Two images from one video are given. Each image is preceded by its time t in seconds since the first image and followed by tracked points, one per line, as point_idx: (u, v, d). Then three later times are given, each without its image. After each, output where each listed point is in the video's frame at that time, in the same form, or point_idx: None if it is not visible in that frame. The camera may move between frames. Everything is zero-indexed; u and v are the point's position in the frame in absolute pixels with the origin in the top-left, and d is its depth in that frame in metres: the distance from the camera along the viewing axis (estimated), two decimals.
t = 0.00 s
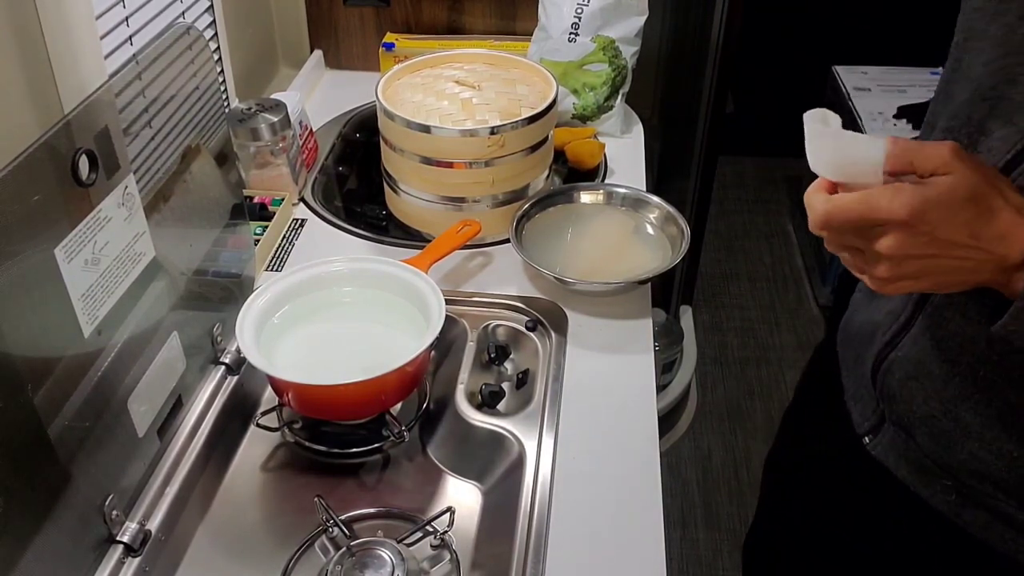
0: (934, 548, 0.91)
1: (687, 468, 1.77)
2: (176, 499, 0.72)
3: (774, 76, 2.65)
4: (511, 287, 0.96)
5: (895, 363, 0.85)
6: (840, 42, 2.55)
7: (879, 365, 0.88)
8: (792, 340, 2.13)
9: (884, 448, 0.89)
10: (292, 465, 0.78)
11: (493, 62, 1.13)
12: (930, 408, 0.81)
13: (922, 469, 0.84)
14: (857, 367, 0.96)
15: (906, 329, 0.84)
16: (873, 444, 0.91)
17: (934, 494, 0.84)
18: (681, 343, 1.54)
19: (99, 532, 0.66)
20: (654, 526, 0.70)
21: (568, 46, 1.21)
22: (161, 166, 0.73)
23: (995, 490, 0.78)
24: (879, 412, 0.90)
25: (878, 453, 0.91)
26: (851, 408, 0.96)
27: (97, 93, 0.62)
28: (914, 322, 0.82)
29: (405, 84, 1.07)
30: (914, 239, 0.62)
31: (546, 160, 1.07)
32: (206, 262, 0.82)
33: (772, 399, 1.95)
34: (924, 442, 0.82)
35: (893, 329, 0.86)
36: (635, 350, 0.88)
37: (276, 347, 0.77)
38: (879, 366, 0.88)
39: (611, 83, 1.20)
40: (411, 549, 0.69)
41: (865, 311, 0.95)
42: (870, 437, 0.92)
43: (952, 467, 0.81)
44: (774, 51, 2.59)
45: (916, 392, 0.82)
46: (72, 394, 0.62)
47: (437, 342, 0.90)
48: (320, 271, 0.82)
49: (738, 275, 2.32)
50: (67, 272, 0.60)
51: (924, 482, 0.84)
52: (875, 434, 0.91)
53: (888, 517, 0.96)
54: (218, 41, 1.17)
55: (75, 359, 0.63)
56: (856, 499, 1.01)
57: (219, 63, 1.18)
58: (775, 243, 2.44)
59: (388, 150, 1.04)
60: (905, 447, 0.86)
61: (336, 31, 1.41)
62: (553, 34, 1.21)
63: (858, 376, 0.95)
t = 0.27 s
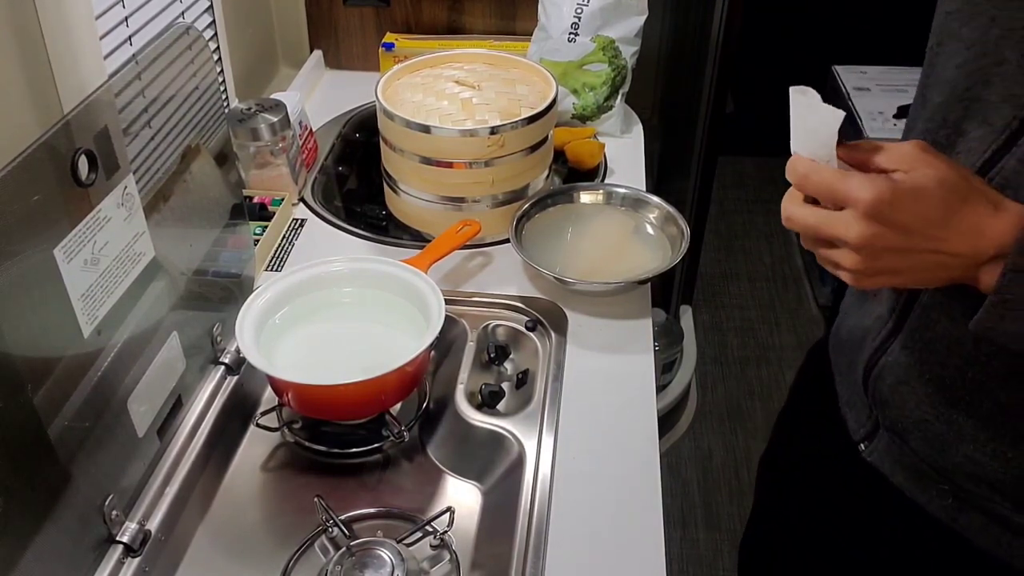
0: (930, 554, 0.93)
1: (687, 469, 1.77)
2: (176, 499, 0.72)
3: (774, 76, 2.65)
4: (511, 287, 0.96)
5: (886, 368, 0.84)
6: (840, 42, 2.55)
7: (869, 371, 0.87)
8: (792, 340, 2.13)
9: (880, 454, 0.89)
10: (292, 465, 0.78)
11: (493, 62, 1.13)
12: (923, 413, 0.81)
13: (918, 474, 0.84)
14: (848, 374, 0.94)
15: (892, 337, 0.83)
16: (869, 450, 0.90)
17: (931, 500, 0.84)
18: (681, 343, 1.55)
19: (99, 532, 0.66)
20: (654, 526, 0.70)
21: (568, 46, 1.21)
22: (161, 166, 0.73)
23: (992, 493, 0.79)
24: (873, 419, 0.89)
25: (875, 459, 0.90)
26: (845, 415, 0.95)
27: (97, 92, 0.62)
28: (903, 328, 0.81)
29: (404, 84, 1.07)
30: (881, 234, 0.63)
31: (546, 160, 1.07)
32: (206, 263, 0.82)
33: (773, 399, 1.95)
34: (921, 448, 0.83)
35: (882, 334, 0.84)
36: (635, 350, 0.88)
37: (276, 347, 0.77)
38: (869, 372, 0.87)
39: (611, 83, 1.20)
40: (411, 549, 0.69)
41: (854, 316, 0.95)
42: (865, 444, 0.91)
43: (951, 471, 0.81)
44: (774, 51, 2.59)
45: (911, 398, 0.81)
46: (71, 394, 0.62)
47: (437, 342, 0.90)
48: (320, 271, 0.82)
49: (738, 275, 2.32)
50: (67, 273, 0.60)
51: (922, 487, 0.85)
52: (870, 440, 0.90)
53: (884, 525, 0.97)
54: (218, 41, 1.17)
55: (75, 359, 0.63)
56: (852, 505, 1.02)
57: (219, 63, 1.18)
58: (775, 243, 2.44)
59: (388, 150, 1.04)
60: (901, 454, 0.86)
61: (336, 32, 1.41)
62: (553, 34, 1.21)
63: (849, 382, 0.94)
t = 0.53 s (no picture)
0: (929, 556, 0.93)
1: (687, 469, 1.77)
2: (176, 499, 0.72)
3: (774, 77, 2.65)
4: (511, 287, 0.96)
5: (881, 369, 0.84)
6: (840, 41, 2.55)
7: (866, 373, 0.87)
8: (792, 340, 2.13)
9: (877, 456, 0.89)
10: (292, 465, 0.78)
11: (493, 62, 1.13)
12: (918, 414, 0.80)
13: (915, 476, 0.84)
14: (845, 376, 0.94)
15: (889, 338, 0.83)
16: (866, 453, 0.90)
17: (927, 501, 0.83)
18: (681, 344, 1.55)
19: (99, 532, 0.66)
20: (654, 526, 0.70)
21: (568, 46, 1.21)
22: (161, 166, 0.73)
23: (991, 494, 0.78)
24: (870, 421, 0.89)
25: (872, 461, 0.90)
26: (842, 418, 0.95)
27: (97, 93, 0.62)
28: (898, 329, 0.82)
29: (405, 84, 1.07)
30: (865, 229, 0.63)
31: (546, 160, 1.07)
32: (206, 263, 0.82)
33: (773, 399, 1.95)
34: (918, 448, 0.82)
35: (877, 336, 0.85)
36: (635, 350, 0.88)
37: (276, 347, 0.77)
38: (867, 373, 0.87)
39: (611, 83, 1.20)
40: (411, 549, 0.69)
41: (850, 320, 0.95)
42: (862, 446, 0.91)
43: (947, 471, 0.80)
44: (774, 51, 2.59)
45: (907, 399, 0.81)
46: (72, 394, 0.62)
47: (437, 342, 0.90)
48: (320, 271, 0.83)
49: (738, 275, 2.32)
50: (67, 272, 0.60)
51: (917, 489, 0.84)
52: (867, 442, 0.90)
53: (883, 527, 0.97)
54: (218, 41, 1.17)
55: (75, 359, 0.63)
56: (851, 506, 1.01)
57: (219, 63, 1.18)
58: (775, 243, 2.44)
59: (388, 150, 1.04)
60: (898, 455, 0.85)
61: (336, 32, 1.41)
62: (553, 34, 1.21)
63: (847, 385, 0.94)
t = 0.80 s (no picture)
0: (929, 556, 0.93)
1: (687, 469, 1.77)
2: (176, 499, 0.72)
3: (775, 77, 2.65)
4: (511, 287, 0.96)
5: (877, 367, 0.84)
6: (840, 41, 2.55)
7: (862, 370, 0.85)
8: (792, 340, 2.13)
9: (876, 451, 0.89)
10: (292, 465, 0.78)
11: (493, 62, 1.13)
12: (913, 414, 0.80)
13: (916, 472, 0.84)
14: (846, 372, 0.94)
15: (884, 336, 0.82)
16: (865, 448, 0.90)
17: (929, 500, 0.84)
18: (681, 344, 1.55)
19: (99, 532, 0.66)
20: (654, 526, 0.70)
21: (568, 46, 1.21)
22: (161, 166, 0.73)
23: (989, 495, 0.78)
24: (869, 417, 0.89)
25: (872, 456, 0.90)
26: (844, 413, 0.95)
27: (97, 93, 0.62)
28: (892, 329, 0.80)
29: (405, 84, 1.07)
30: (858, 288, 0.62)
31: (546, 160, 1.07)
32: (206, 263, 0.82)
33: (773, 399, 1.95)
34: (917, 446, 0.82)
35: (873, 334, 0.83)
36: (634, 350, 0.88)
37: (276, 347, 0.77)
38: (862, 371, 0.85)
39: (611, 83, 1.20)
40: (411, 549, 0.69)
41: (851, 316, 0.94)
42: (862, 441, 0.91)
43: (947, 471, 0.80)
44: (774, 51, 2.60)
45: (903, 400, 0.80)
46: (72, 394, 0.62)
47: (437, 342, 0.90)
48: (320, 271, 0.82)
49: (738, 275, 2.32)
50: (67, 272, 0.60)
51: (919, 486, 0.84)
52: (866, 437, 0.90)
53: (883, 526, 0.97)
54: (218, 41, 1.17)
55: (75, 359, 0.63)
56: (852, 505, 1.02)
57: (219, 63, 1.18)
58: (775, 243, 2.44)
59: (388, 150, 1.04)
60: (898, 453, 0.85)
61: (336, 32, 1.41)
62: (553, 34, 1.21)
63: (848, 381, 0.93)
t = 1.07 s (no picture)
0: (931, 557, 0.91)
1: (687, 469, 1.77)
2: (176, 499, 0.72)
3: (775, 76, 2.65)
4: (511, 287, 0.96)
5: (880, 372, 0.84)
6: (840, 42, 2.55)
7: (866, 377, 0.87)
8: (792, 340, 2.13)
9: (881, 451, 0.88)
10: (292, 465, 0.78)
11: (493, 62, 1.13)
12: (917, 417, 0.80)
13: (918, 474, 0.84)
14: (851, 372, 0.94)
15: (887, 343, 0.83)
16: (869, 449, 0.89)
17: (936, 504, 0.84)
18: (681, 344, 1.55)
19: (99, 532, 0.66)
20: (653, 524, 0.70)
21: (568, 46, 1.21)
22: (161, 166, 0.73)
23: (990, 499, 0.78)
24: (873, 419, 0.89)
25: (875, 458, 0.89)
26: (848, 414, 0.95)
27: (97, 93, 0.62)
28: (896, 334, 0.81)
29: (405, 84, 1.07)
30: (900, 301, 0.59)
31: (546, 160, 1.07)
32: (206, 263, 0.82)
33: (773, 399, 1.95)
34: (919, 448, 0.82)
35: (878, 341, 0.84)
36: (634, 350, 0.88)
37: (276, 347, 0.77)
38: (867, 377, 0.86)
39: (611, 83, 1.20)
40: (411, 549, 0.69)
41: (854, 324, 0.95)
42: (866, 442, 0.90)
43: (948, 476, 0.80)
44: (774, 51, 2.60)
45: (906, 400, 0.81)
46: (71, 394, 0.62)
47: (437, 342, 0.90)
48: (320, 271, 0.83)
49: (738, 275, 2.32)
50: (67, 272, 0.60)
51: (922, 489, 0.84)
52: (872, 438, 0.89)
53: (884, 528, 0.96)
54: (218, 41, 1.17)
55: (75, 358, 0.63)
56: (852, 506, 1.02)
57: (219, 63, 1.18)
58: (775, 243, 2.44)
59: (388, 150, 1.04)
60: (902, 453, 0.85)
61: (336, 32, 1.41)
62: (553, 34, 1.21)
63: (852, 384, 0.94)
